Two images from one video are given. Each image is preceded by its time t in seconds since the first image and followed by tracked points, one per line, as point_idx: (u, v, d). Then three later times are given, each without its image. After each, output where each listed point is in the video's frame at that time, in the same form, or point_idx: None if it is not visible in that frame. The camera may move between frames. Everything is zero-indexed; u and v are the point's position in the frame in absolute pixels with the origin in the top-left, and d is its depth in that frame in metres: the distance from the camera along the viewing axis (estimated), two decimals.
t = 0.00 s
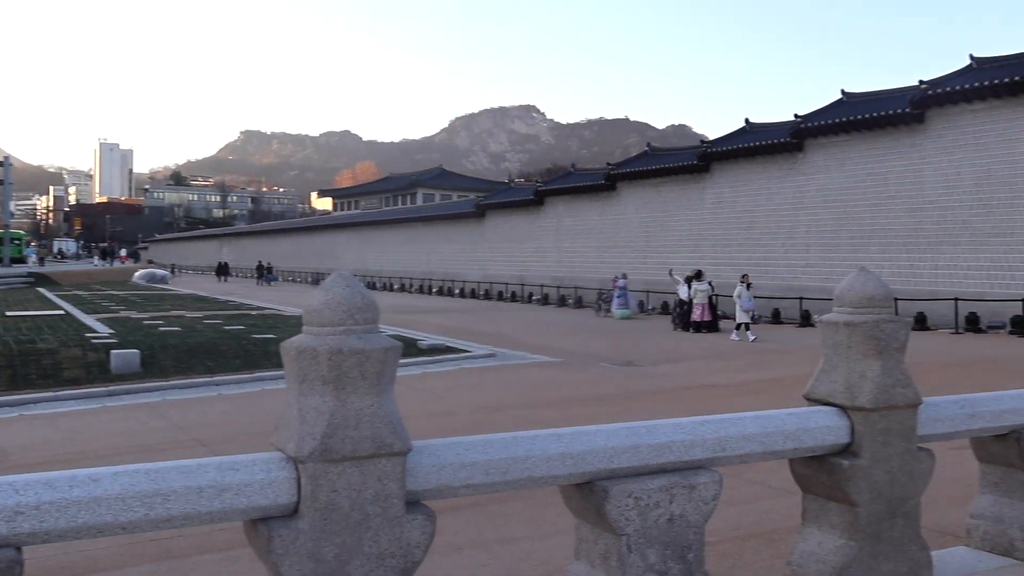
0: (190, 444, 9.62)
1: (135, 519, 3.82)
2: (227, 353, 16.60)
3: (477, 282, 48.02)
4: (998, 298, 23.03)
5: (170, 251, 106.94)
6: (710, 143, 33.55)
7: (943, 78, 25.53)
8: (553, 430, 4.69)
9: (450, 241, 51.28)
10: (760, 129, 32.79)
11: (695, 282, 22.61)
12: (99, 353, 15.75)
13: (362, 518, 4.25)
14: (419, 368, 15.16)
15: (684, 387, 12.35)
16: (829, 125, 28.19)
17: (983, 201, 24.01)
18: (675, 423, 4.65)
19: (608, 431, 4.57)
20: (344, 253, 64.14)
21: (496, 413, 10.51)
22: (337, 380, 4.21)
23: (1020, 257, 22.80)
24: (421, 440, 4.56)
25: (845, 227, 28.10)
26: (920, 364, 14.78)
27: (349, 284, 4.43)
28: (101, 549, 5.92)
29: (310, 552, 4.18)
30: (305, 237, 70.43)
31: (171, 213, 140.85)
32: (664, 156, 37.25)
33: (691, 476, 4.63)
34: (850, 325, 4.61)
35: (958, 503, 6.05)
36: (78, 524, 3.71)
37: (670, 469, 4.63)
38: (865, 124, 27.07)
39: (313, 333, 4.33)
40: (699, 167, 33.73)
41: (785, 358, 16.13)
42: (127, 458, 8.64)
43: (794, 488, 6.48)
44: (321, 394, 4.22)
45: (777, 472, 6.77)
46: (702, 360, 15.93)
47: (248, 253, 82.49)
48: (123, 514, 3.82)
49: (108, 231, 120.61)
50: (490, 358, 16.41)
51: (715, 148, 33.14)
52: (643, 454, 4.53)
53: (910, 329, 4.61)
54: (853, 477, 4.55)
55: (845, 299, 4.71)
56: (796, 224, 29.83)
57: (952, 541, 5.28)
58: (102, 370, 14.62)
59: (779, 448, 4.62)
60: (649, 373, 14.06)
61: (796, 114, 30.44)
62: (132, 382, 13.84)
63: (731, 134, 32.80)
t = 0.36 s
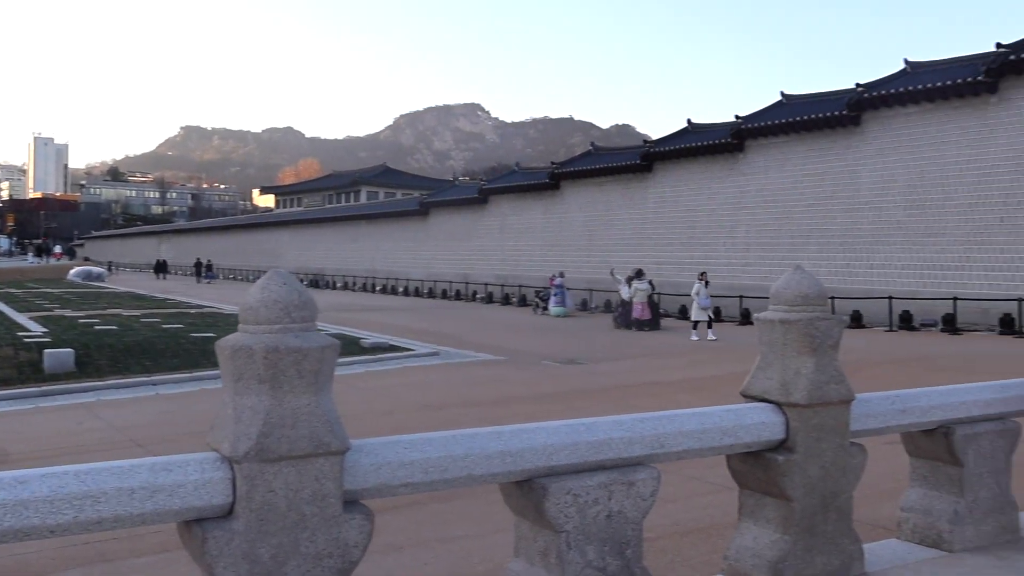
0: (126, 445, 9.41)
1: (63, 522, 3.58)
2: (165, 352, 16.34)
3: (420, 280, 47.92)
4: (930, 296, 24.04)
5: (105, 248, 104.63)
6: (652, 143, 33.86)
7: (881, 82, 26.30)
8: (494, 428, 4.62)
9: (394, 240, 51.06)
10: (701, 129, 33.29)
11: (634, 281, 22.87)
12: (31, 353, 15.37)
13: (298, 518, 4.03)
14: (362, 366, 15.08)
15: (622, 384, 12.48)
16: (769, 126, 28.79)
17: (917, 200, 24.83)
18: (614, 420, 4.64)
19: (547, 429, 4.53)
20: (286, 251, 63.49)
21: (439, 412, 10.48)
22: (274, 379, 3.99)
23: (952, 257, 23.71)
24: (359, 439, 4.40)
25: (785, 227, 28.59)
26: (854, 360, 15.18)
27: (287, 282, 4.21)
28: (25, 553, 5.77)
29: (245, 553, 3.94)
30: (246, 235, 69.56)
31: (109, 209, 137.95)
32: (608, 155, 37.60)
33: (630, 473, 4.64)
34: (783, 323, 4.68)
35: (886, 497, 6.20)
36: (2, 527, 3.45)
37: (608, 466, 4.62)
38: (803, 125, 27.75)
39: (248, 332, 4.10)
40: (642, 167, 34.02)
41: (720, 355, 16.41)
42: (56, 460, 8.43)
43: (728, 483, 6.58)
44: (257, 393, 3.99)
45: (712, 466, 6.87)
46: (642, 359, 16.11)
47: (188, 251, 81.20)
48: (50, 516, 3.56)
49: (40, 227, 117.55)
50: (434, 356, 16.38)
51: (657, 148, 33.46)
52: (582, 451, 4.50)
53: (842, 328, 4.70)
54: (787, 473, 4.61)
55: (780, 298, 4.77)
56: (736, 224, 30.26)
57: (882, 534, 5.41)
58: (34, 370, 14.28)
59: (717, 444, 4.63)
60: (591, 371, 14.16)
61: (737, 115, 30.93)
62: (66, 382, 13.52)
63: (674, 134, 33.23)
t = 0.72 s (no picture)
0: (62, 452, 9.19)
1: None
2: (103, 357, 16.02)
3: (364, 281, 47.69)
4: (866, 294, 24.61)
5: (39, 249, 102.09)
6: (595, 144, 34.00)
7: (819, 83, 26.92)
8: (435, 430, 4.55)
9: (338, 241, 50.71)
10: (642, 131, 33.68)
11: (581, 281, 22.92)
12: None
13: (237, 524, 3.73)
14: (306, 368, 14.96)
15: (567, 384, 12.52)
16: (709, 127, 29.22)
17: (854, 200, 25.41)
18: (556, 420, 4.64)
19: (488, 430, 4.49)
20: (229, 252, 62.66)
21: (382, 413, 10.42)
22: (210, 382, 3.69)
23: (888, 255, 24.32)
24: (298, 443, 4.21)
25: (726, 226, 28.96)
26: (789, 357, 15.45)
27: (225, 283, 3.90)
28: None
29: (182, 562, 3.62)
30: (187, 237, 68.49)
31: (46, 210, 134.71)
32: (552, 156, 37.83)
33: (572, 472, 4.64)
34: (722, 321, 4.73)
35: (825, 491, 6.30)
36: None
37: (550, 465, 4.62)
38: (743, 126, 28.17)
39: (183, 335, 3.79)
40: (585, 167, 34.19)
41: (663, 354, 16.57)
42: None
43: (669, 482, 6.64)
44: (193, 398, 3.68)
45: (654, 465, 6.93)
46: (587, 358, 16.21)
47: (127, 253, 79.69)
48: None
49: None
50: (379, 358, 16.30)
51: (600, 148, 33.61)
52: (524, 451, 4.48)
53: (779, 325, 4.76)
54: (727, 469, 4.65)
55: (719, 297, 4.81)
56: (679, 223, 30.59)
57: (821, 528, 5.50)
58: None
59: (657, 442, 4.67)
60: (535, 371, 14.19)
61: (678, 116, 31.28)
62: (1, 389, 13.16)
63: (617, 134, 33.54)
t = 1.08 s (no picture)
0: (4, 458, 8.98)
1: None
2: (47, 360, 15.69)
3: (318, 281, 47.33)
4: (815, 293, 25.04)
5: None
6: (548, 145, 34.10)
7: (768, 85, 27.15)
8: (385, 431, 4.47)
9: (291, 241, 50.28)
10: (595, 132, 33.89)
11: (535, 281, 23.00)
12: None
13: (185, 529, 3.51)
14: (257, 370, 14.81)
15: (519, 384, 12.53)
16: (661, 128, 29.41)
17: (803, 201, 25.78)
18: (507, 420, 4.63)
19: (439, 430, 4.44)
20: (180, 253, 61.80)
21: (333, 415, 10.33)
22: (156, 385, 3.49)
23: (837, 254, 24.78)
24: (246, 446, 4.08)
25: (679, 226, 29.23)
26: (737, 355, 15.63)
27: (169, 284, 3.71)
28: None
29: (127, 569, 3.39)
30: (136, 238, 67.40)
31: None
32: (506, 158, 37.92)
33: (524, 472, 4.62)
34: (673, 320, 4.76)
35: (775, 487, 6.39)
36: None
37: (502, 466, 4.59)
38: (695, 128, 28.39)
39: (126, 338, 3.58)
40: (539, 167, 34.26)
41: (615, 353, 16.68)
42: None
43: (620, 481, 6.68)
44: (137, 401, 3.48)
45: (604, 464, 6.97)
46: (540, 357, 16.28)
47: (72, 254, 78.18)
48: None
49: None
50: (331, 359, 16.19)
51: (553, 149, 33.72)
52: (476, 452, 4.46)
53: (728, 323, 4.81)
54: (677, 467, 4.69)
55: (668, 296, 4.84)
56: (632, 224, 30.80)
57: (770, 524, 5.57)
58: None
59: (608, 441, 4.69)
60: (489, 372, 14.18)
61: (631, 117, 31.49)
62: None
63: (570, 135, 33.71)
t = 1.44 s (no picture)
0: None
1: None
2: None
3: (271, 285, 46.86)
4: (765, 295, 25.39)
5: None
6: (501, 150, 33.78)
7: (717, 91, 27.62)
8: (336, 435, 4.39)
9: (244, 244, 49.70)
10: (548, 136, 34.07)
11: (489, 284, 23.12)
12: None
13: (130, 536, 3.38)
14: (208, 375, 14.62)
15: (472, 387, 12.55)
16: (613, 133, 29.60)
17: (753, 205, 26.14)
18: (458, 424, 4.60)
19: (391, 434, 4.38)
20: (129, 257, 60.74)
21: (284, 420, 10.24)
22: (100, 390, 3.35)
23: (785, 258, 25.16)
24: (193, 452, 3.98)
25: (631, 230, 29.46)
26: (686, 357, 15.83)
27: (114, 287, 3.56)
28: None
29: None
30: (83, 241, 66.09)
31: None
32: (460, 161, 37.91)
33: (475, 475, 4.58)
34: (623, 324, 4.79)
35: (724, 489, 6.47)
36: None
37: (453, 469, 4.55)
38: (647, 132, 28.61)
39: (69, 343, 3.44)
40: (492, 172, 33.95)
41: (566, 356, 16.78)
42: None
43: (571, 483, 6.72)
44: (81, 406, 3.34)
45: (555, 467, 7.01)
46: (493, 361, 16.30)
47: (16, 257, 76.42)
48: None
49: None
50: (283, 363, 16.05)
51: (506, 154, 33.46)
52: (427, 456, 4.41)
53: (678, 326, 4.85)
54: (629, 469, 4.72)
55: (620, 299, 4.86)
56: (585, 228, 30.96)
57: (720, 525, 5.64)
58: None
59: (560, 443, 4.71)
60: (442, 375, 14.16)
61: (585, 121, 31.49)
62: None
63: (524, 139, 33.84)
